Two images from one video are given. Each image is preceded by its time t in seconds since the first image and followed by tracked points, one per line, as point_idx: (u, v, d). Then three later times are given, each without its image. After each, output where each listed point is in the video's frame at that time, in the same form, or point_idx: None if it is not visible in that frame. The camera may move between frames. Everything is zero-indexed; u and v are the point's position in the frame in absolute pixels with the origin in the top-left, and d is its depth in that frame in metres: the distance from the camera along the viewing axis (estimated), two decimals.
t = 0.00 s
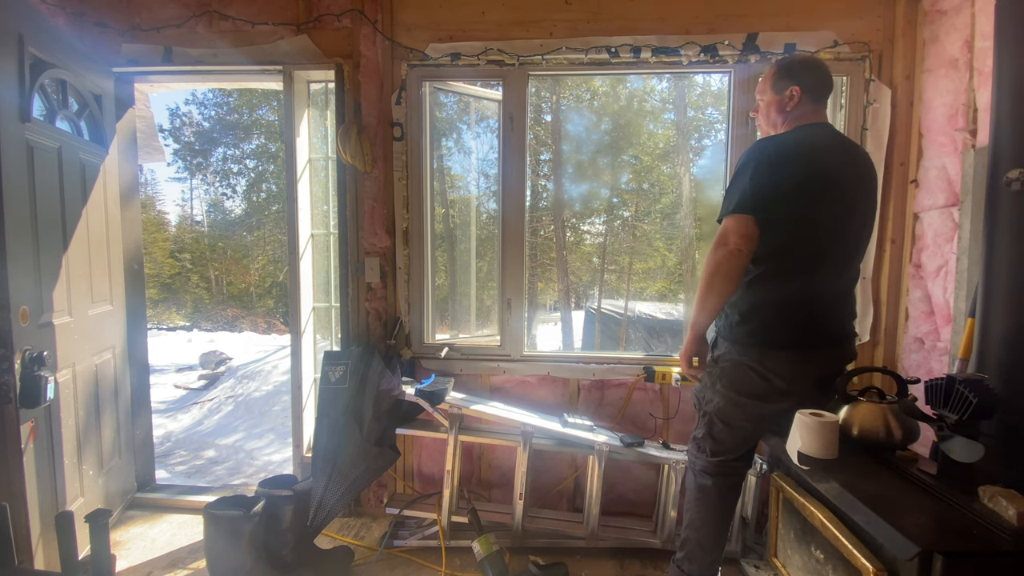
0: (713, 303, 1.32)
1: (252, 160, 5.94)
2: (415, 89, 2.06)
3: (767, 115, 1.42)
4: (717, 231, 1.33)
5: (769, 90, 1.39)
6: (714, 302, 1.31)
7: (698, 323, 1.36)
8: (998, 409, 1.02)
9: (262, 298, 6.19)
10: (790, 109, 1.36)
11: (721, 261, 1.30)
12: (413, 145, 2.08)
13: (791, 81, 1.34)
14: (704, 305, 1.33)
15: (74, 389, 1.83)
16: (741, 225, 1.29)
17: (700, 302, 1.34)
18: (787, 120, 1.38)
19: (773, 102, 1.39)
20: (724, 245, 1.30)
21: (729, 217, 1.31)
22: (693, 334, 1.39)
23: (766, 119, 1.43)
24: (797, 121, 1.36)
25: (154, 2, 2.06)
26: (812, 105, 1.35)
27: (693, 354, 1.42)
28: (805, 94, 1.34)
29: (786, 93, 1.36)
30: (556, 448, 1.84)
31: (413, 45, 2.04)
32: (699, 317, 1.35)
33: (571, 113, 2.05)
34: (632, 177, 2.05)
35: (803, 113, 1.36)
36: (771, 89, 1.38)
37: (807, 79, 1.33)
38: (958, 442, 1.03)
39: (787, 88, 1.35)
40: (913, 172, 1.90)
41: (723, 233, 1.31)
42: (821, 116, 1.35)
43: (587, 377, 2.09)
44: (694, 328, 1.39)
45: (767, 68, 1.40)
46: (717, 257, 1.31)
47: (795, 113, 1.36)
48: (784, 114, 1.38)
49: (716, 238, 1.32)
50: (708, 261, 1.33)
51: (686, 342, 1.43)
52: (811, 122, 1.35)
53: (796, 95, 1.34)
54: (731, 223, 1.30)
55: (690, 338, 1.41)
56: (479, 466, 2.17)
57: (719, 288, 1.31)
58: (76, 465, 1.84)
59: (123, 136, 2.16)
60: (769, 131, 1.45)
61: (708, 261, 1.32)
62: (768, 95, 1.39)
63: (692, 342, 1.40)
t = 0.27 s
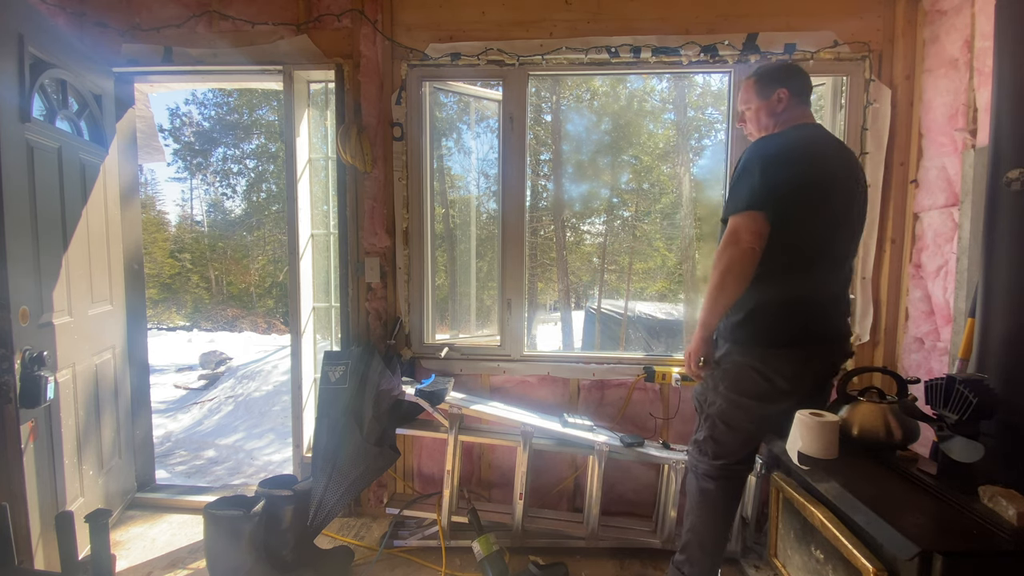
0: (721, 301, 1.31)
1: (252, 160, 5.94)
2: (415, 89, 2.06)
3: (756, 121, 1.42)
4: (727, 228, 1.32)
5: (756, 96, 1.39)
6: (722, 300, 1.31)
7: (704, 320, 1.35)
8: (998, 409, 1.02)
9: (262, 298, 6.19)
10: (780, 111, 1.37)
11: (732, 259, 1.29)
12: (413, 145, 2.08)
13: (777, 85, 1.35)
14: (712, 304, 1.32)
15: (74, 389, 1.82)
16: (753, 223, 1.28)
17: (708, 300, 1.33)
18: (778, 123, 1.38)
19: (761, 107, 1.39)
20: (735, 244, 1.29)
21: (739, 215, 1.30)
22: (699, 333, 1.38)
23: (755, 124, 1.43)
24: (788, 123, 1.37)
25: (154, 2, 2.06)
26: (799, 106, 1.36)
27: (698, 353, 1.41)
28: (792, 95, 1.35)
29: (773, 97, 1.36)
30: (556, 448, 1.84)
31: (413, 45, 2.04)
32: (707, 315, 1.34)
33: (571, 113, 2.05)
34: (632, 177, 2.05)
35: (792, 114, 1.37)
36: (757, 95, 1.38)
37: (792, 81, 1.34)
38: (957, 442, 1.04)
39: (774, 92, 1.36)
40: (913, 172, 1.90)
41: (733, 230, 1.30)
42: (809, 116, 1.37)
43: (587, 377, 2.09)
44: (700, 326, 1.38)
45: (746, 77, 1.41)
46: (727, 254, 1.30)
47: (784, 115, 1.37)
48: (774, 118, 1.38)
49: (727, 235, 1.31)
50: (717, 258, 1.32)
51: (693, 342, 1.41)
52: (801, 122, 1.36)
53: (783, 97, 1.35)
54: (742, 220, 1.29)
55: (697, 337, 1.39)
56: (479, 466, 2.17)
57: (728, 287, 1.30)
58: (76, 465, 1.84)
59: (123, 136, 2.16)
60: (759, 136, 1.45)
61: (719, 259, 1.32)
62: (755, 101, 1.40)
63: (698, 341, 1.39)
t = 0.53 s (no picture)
0: (716, 302, 1.31)
1: (252, 160, 5.94)
2: (415, 89, 2.06)
3: (740, 124, 1.42)
4: (725, 228, 1.31)
5: (738, 99, 1.39)
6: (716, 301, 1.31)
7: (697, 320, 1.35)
8: (998, 410, 1.01)
9: (262, 298, 6.20)
10: (762, 112, 1.37)
11: (728, 260, 1.29)
12: (413, 145, 2.08)
13: (758, 86, 1.35)
14: (705, 304, 1.32)
15: (74, 389, 1.82)
16: (752, 225, 1.27)
17: (702, 301, 1.33)
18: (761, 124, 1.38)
19: (745, 109, 1.39)
20: (733, 247, 1.29)
21: (738, 215, 1.28)
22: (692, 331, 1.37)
23: (739, 127, 1.42)
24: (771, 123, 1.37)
25: (154, 2, 2.06)
26: (780, 106, 1.37)
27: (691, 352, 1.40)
28: (773, 96, 1.36)
29: (755, 99, 1.37)
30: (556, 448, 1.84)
31: (414, 45, 2.04)
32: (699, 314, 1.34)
33: (571, 113, 2.05)
34: (632, 177, 2.05)
35: (774, 114, 1.37)
36: (739, 98, 1.38)
37: (773, 82, 1.35)
38: (957, 441, 1.04)
39: (755, 94, 1.36)
40: (913, 172, 1.90)
41: (731, 231, 1.29)
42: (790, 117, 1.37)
43: (587, 377, 2.09)
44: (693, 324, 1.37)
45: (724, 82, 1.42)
46: (725, 256, 1.29)
47: (766, 116, 1.37)
48: (758, 119, 1.38)
49: (726, 236, 1.30)
50: (712, 258, 1.32)
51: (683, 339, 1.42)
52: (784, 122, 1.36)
53: (765, 98, 1.36)
54: (740, 221, 1.28)
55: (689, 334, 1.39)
56: (479, 466, 2.17)
57: (723, 288, 1.30)
58: (76, 465, 1.84)
59: (123, 136, 2.16)
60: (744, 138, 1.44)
61: (715, 260, 1.31)
62: (736, 104, 1.39)
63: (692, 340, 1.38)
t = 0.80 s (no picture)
0: (702, 303, 1.29)
1: (252, 160, 5.94)
2: (415, 89, 2.06)
3: (719, 120, 1.39)
4: (711, 228, 1.28)
5: (717, 95, 1.36)
6: (702, 302, 1.29)
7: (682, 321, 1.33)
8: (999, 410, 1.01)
9: (262, 298, 6.20)
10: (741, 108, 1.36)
11: (714, 260, 1.27)
12: (413, 144, 2.08)
13: (737, 82, 1.34)
14: (691, 305, 1.31)
15: (74, 389, 1.82)
16: (739, 225, 1.25)
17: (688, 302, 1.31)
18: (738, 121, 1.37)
19: (724, 105, 1.36)
20: (722, 248, 1.26)
21: (724, 215, 1.26)
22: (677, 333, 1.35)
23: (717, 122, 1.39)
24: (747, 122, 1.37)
25: (154, 2, 2.06)
26: (756, 104, 1.37)
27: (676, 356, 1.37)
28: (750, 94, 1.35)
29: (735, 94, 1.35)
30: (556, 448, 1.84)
31: (414, 45, 2.04)
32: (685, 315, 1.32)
33: (571, 113, 2.05)
34: (632, 177, 2.05)
35: (751, 112, 1.37)
36: (719, 93, 1.36)
37: (751, 79, 1.35)
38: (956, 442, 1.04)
39: (734, 91, 1.35)
40: (913, 172, 1.90)
41: (716, 231, 1.27)
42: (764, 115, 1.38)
43: (587, 377, 2.09)
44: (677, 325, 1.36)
45: (701, 76, 1.39)
46: (711, 256, 1.27)
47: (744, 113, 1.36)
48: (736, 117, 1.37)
49: (711, 236, 1.28)
50: (698, 258, 1.29)
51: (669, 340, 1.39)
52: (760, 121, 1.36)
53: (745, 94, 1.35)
54: (727, 221, 1.25)
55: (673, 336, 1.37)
56: (479, 466, 2.17)
57: (709, 289, 1.28)
58: (76, 465, 1.84)
59: (123, 136, 2.16)
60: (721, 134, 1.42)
61: (702, 262, 1.28)
62: (715, 99, 1.37)
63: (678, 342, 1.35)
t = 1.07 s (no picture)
0: (693, 305, 1.25)
1: (252, 160, 5.93)
2: (415, 89, 2.06)
3: (699, 110, 1.36)
4: (699, 226, 1.25)
5: (698, 85, 1.34)
6: (692, 305, 1.25)
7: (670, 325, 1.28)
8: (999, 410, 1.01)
9: (262, 298, 6.20)
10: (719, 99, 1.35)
11: (704, 261, 1.24)
12: (413, 145, 2.08)
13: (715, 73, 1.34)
14: (681, 309, 1.26)
15: (74, 389, 1.82)
16: (728, 223, 1.23)
17: (677, 304, 1.27)
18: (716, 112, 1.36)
19: (704, 96, 1.35)
20: (713, 247, 1.23)
21: (714, 213, 1.23)
22: (664, 339, 1.29)
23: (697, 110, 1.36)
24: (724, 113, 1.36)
25: (154, 2, 2.06)
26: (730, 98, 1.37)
27: (664, 363, 1.31)
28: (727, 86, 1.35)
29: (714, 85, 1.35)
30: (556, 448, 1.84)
31: (413, 45, 2.04)
32: (674, 319, 1.28)
33: (571, 113, 2.05)
34: (632, 177, 2.05)
35: (728, 106, 1.36)
36: (701, 81, 1.34)
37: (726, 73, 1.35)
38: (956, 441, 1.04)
39: (713, 83, 1.34)
40: (913, 172, 1.90)
41: (705, 230, 1.24)
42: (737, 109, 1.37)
43: (587, 377, 2.09)
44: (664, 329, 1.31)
45: (680, 65, 1.36)
46: (701, 256, 1.24)
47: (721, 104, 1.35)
48: (715, 107, 1.35)
49: (700, 235, 1.25)
50: (687, 259, 1.26)
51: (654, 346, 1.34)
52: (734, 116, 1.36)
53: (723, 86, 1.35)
54: (717, 219, 1.23)
55: (660, 342, 1.31)
56: (479, 466, 2.17)
57: (700, 290, 1.24)
58: (76, 465, 1.84)
59: (123, 136, 2.16)
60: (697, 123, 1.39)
61: (690, 263, 1.24)
62: (696, 89, 1.35)
63: (667, 349, 1.29)
